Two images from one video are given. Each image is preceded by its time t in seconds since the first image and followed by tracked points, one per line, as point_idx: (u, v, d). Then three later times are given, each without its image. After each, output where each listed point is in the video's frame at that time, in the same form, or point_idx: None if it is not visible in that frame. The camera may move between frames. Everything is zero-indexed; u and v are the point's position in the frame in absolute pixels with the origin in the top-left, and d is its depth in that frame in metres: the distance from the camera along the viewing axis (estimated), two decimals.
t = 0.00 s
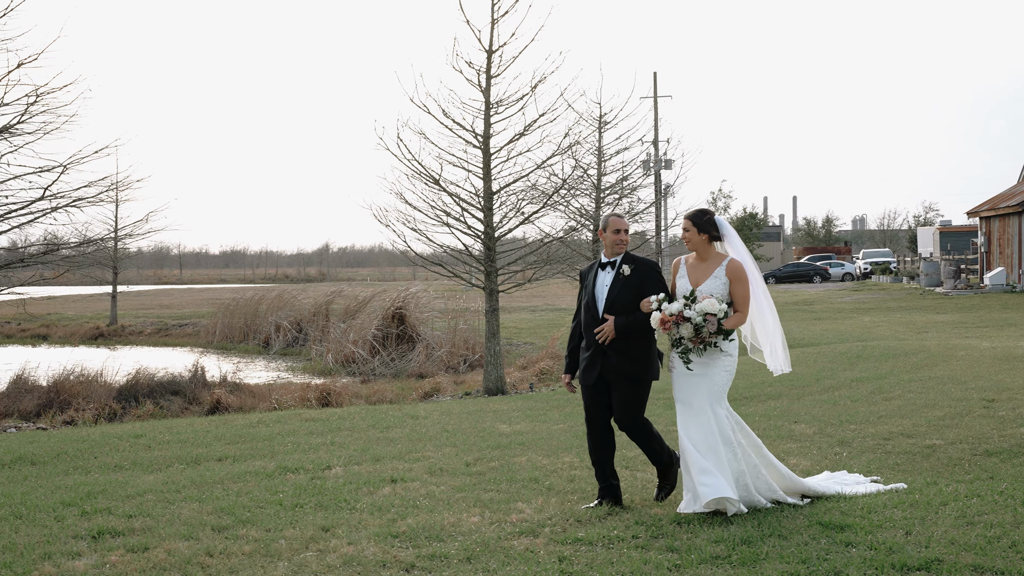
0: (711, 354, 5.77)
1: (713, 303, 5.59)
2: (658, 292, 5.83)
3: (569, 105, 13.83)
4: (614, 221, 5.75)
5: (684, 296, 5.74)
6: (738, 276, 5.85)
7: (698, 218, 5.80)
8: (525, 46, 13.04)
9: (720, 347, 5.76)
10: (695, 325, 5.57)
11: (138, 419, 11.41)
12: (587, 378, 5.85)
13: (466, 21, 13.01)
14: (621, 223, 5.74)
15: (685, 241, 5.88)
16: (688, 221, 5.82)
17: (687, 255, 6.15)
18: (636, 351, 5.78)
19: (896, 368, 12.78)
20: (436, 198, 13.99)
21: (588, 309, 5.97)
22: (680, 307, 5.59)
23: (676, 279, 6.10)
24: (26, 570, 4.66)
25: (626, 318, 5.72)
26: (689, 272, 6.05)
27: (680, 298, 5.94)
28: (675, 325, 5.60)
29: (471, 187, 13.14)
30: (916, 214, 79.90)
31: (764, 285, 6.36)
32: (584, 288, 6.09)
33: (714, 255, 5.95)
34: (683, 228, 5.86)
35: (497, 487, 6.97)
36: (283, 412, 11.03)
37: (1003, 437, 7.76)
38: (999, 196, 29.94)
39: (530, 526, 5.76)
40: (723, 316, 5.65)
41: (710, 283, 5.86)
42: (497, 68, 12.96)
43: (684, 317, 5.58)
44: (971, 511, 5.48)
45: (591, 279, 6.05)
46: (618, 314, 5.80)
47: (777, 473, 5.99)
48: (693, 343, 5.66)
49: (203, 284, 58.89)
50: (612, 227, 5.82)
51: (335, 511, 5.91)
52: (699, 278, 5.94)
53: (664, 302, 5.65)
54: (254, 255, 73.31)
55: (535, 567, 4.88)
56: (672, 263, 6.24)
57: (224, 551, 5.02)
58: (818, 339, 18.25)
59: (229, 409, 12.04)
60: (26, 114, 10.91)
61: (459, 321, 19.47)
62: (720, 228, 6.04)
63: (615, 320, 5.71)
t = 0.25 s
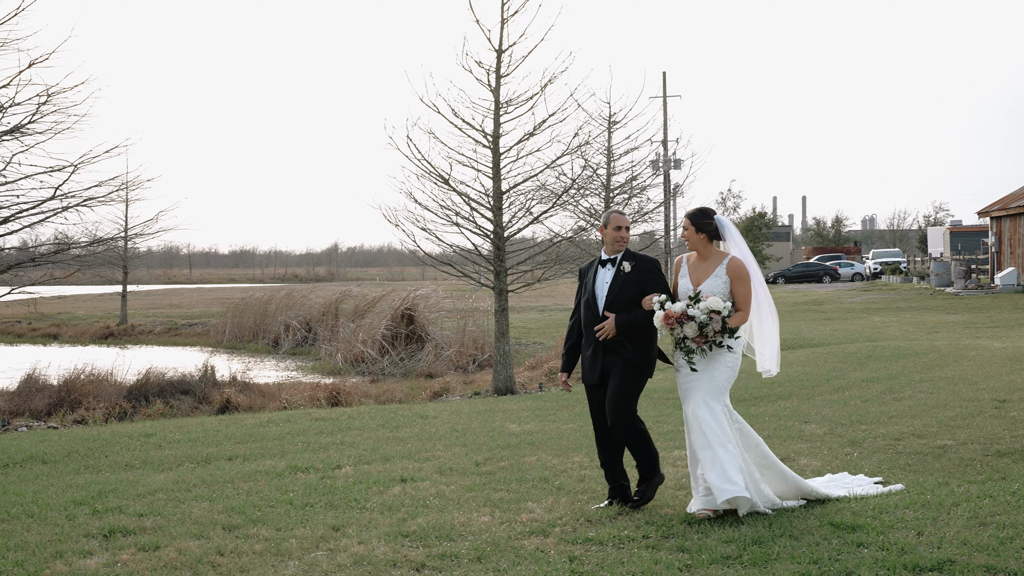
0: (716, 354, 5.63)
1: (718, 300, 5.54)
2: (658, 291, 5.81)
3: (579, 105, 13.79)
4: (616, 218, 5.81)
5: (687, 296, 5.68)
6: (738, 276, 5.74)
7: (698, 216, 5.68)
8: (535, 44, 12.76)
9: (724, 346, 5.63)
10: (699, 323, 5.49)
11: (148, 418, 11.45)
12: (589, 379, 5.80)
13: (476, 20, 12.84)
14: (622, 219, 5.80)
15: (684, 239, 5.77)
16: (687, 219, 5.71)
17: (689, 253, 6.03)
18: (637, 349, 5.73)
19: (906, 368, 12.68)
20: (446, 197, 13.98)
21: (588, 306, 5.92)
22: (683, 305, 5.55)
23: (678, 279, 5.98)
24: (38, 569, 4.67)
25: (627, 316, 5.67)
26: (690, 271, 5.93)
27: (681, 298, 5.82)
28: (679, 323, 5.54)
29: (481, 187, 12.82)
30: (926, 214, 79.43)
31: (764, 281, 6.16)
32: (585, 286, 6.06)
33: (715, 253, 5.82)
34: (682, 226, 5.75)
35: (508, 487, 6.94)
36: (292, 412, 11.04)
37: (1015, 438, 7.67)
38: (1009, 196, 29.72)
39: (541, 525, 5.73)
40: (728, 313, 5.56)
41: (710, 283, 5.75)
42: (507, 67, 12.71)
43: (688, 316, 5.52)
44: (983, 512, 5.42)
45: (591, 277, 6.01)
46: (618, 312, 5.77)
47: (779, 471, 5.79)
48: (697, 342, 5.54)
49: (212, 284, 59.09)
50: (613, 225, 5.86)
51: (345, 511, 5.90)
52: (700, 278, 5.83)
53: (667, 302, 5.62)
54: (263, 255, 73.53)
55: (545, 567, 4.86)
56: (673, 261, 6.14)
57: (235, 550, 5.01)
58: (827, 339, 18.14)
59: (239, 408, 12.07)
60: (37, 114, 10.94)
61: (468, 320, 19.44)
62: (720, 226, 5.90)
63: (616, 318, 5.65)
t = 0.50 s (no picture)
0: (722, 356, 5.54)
1: (718, 301, 5.45)
2: (661, 290, 5.71)
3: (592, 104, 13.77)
4: (620, 216, 5.69)
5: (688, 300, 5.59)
6: (742, 276, 5.61)
7: (700, 216, 5.55)
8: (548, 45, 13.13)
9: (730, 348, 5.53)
10: (702, 326, 5.40)
11: (163, 417, 11.51)
12: (594, 378, 5.75)
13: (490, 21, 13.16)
14: (625, 218, 5.68)
15: (687, 239, 5.67)
16: (689, 218, 5.58)
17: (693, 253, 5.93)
18: (640, 349, 5.66)
19: (922, 367, 12.54)
20: (459, 197, 14.01)
21: (592, 307, 5.87)
22: (685, 310, 5.43)
23: (684, 279, 5.91)
24: (56, 566, 4.69)
25: (630, 317, 5.60)
26: (694, 272, 5.83)
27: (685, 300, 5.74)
28: (683, 328, 5.40)
29: (494, 185, 13.23)
30: (943, 212, 78.65)
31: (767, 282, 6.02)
32: (587, 285, 5.98)
33: (718, 253, 5.71)
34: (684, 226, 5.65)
35: (522, 486, 6.91)
36: (306, 411, 11.07)
37: None
38: None
39: (555, 524, 5.70)
40: (730, 314, 5.48)
41: (714, 284, 5.65)
42: (520, 66, 13.09)
43: (691, 320, 5.39)
44: (1002, 512, 5.34)
45: (594, 276, 5.94)
46: (622, 312, 5.71)
47: (783, 478, 5.66)
48: (703, 346, 5.45)
49: (227, 284, 59.41)
50: (617, 223, 5.76)
51: (360, 510, 5.90)
52: (704, 279, 5.73)
53: (668, 307, 5.48)
54: (277, 255, 73.86)
55: (561, 566, 4.82)
56: (679, 262, 6.04)
57: (251, 549, 5.02)
58: (843, 338, 17.98)
59: (253, 408, 12.11)
60: (54, 114, 11.06)
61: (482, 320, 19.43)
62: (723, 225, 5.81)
63: (619, 319, 5.58)
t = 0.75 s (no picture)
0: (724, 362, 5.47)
1: (716, 307, 5.36)
2: (664, 294, 5.59)
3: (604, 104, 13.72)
4: (622, 219, 5.55)
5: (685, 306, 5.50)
6: (743, 278, 5.51)
7: (702, 219, 5.49)
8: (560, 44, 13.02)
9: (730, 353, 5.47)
10: (700, 332, 5.31)
11: (176, 417, 11.57)
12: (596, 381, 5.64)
13: (501, 21, 13.03)
14: (628, 220, 5.53)
15: (688, 242, 5.61)
16: (690, 220, 5.52)
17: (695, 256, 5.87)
18: (642, 354, 5.53)
19: (935, 367, 12.44)
20: (471, 197, 13.98)
21: (593, 310, 5.73)
22: (682, 316, 5.32)
23: (686, 282, 5.88)
24: (70, 566, 4.71)
25: (633, 321, 5.47)
26: (696, 275, 5.78)
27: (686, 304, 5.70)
28: (680, 335, 5.31)
29: (506, 186, 13.08)
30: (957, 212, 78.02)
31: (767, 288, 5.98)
32: (589, 288, 5.84)
33: (720, 256, 5.64)
34: (685, 228, 5.59)
35: (534, 486, 6.89)
36: (318, 412, 11.09)
37: None
38: None
39: (568, 524, 5.67)
40: (729, 318, 5.40)
41: (715, 287, 5.59)
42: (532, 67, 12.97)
43: (688, 327, 5.30)
44: (1018, 513, 5.27)
45: (595, 279, 5.79)
46: (624, 316, 5.57)
47: (790, 479, 5.57)
48: (702, 351, 5.40)
49: (239, 285, 59.71)
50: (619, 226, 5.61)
51: (372, 509, 5.90)
52: (705, 282, 5.68)
53: (665, 314, 5.38)
54: (289, 256, 74.17)
55: (573, 566, 4.80)
56: (683, 265, 5.99)
57: (263, 549, 5.03)
58: (855, 338, 17.85)
59: (265, 408, 12.15)
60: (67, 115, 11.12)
61: (494, 320, 19.43)
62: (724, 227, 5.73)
63: (622, 323, 5.46)
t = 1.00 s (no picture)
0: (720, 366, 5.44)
1: (711, 313, 5.27)
2: (665, 298, 5.52)
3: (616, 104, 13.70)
4: (629, 219, 5.46)
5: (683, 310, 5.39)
6: (742, 283, 5.46)
7: (701, 222, 5.42)
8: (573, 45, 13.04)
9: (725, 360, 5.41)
10: (695, 337, 5.20)
11: (190, 417, 11.65)
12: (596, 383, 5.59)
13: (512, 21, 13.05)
14: (635, 220, 5.44)
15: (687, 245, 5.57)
16: (688, 223, 5.47)
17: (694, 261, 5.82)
18: (642, 357, 5.45)
19: (949, 367, 12.35)
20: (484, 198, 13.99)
21: (594, 311, 5.65)
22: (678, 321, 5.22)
23: (686, 286, 5.84)
24: (84, 565, 4.76)
25: (633, 324, 5.39)
26: (695, 279, 5.73)
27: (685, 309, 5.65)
28: (675, 339, 5.21)
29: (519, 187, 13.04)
30: (972, 211, 77.33)
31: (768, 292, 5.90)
32: (590, 288, 5.76)
33: (719, 260, 5.59)
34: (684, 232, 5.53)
35: (546, 487, 6.89)
36: (330, 411, 11.14)
37: None
38: None
39: (580, 525, 5.66)
40: (725, 325, 5.31)
41: (713, 291, 5.54)
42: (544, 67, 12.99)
43: (684, 331, 5.19)
44: None
45: (597, 279, 5.72)
46: (624, 319, 5.50)
47: (793, 473, 5.56)
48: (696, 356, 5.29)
49: (252, 285, 60.02)
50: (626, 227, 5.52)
51: (385, 509, 5.93)
52: (704, 286, 5.63)
53: (662, 318, 5.28)
54: (302, 256, 74.51)
55: (585, 566, 4.79)
56: (683, 268, 5.96)
57: (276, 548, 5.06)
58: (869, 338, 17.74)
59: (279, 408, 12.22)
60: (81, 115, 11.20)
61: (506, 320, 19.44)
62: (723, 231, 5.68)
63: (622, 326, 5.37)
